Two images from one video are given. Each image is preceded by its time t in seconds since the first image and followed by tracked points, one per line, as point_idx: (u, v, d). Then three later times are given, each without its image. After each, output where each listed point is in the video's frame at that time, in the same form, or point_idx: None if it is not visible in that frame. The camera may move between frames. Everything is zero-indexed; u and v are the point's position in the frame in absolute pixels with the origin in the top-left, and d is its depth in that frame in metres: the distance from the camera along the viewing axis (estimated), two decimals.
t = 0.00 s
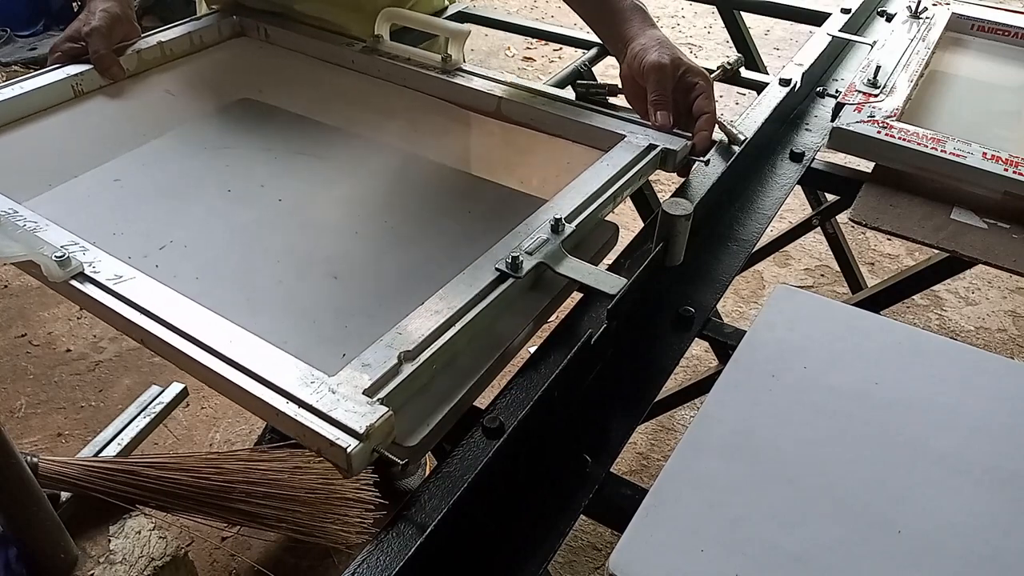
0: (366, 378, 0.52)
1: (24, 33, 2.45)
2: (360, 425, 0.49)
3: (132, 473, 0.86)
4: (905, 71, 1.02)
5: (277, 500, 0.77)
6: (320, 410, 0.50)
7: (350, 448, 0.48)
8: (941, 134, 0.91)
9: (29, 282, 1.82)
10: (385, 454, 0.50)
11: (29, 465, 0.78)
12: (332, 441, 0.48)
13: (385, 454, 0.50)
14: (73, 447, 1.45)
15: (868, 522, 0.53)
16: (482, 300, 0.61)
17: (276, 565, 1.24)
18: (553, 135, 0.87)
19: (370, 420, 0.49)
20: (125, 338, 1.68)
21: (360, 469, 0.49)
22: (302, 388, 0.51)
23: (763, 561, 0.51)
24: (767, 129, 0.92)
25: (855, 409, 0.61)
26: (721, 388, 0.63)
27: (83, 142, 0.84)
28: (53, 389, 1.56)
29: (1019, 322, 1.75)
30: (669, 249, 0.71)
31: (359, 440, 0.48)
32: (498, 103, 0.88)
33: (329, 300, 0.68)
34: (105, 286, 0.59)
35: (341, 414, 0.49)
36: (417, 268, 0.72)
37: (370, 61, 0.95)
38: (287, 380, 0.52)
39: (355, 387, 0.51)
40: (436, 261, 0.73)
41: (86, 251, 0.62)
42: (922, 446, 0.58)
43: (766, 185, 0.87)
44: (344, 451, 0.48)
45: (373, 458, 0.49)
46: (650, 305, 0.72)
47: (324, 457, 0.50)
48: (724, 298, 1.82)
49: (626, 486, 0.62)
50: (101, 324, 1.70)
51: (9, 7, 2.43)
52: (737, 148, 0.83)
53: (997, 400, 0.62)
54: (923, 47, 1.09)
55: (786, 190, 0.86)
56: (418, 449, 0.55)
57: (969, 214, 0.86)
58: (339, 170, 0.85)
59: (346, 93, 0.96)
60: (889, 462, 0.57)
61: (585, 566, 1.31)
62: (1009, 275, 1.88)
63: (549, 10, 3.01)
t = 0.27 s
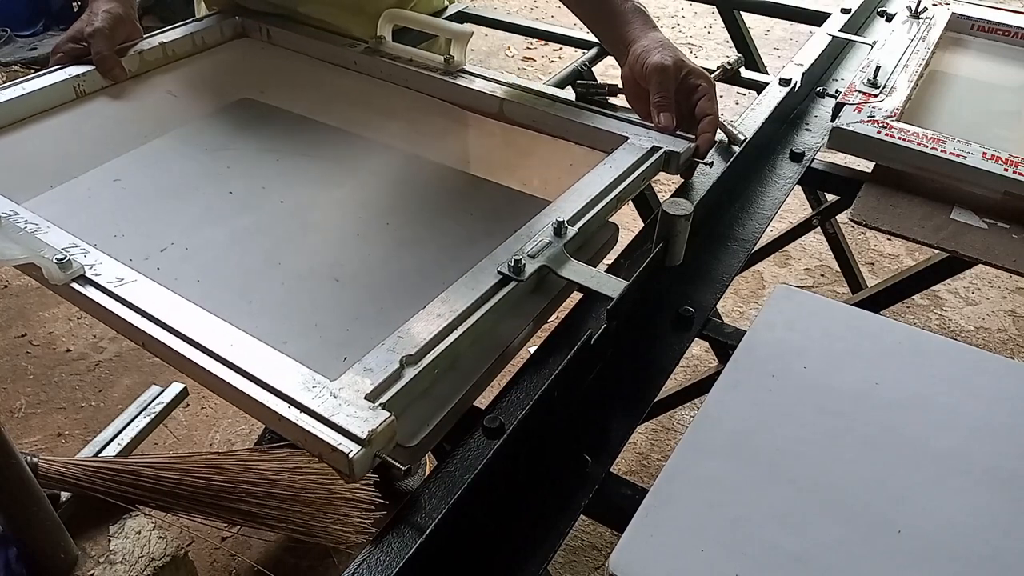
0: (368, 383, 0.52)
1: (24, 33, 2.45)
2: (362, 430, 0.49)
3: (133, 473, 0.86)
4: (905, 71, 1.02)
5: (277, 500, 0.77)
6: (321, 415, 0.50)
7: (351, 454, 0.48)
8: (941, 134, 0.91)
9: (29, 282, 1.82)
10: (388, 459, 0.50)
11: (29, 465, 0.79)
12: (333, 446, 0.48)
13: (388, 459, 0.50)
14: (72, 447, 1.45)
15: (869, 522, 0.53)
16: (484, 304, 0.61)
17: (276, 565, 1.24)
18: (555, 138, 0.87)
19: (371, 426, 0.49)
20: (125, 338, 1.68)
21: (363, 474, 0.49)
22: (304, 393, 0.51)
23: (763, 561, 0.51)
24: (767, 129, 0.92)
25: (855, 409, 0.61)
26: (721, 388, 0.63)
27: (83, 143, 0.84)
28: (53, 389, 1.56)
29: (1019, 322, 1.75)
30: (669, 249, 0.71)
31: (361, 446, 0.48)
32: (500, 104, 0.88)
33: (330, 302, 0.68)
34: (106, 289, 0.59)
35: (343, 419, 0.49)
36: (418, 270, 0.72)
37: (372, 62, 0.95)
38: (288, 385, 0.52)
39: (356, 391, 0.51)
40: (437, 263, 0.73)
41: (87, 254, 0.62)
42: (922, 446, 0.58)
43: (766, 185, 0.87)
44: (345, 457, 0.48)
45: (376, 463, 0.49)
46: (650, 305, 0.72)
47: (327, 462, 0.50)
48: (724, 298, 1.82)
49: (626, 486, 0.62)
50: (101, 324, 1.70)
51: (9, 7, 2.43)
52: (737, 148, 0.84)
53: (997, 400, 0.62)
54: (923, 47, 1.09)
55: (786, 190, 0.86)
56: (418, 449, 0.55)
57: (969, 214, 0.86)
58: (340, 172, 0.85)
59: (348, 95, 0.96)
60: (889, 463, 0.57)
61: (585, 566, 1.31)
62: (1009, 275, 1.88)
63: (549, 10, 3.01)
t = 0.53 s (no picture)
0: (369, 384, 0.52)
1: (24, 33, 2.45)
2: (364, 430, 0.49)
3: (133, 473, 0.86)
4: (905, 72, 1.02)
5: (277, 500, 0.77)
6: (323, 416, 0.50)
7: (353, 454, 0.48)
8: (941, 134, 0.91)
9: (29, 282, 1.83)
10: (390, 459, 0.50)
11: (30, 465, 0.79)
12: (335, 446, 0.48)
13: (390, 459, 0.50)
14: (72, 447, 1.45)
15: (868, 521, 0.53)
16: (486, 303, 0.61)
17: (276, 566, 1.24)
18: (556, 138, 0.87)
19: (373, 426, 0.49)
20: (125, 338, 1.68)
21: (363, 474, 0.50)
22: (307, 394, 0.51)
23: (763, 561, 0.51)
24: (767, 129, 0.92)
25: (855, 409, 0.61)
26: (721, 389, 0.63)
27: (84, 144, 0.84)
28: (53, 389, 1.56)
29: (1019, 322, 1.75)
30: (669, 249, 0.71)
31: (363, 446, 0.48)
32: (502, 105, 0.88)
33: (331, 302, 0.68)
34: (107, 289, 0.59)
35: (345, 420, 0.49)
36: (419, 270, 0.72)
37: (372, 63, 0.95)
38: (290, 386, 0.52)
39: (359, 391, 0.52)
40: (439, 263, 0.73)
41: (89, 254, 0.62)
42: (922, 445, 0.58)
43: (766, 185, 0.87)
44: (347, 457, 0.48)
45: (377, 462, 0.50)
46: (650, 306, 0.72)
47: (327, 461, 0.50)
48: (724, 297, 1.82)
49: (626, 486, 0.62)
50: (101, 324, 1.70)
51: (9, 7, 2.43)
52: (737, 148, 0.84)
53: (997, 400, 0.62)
54: (923, 47, 1.09)
55: (786, 190, 0.86)
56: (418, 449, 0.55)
57: (969, 214, 0.86)
58: (342, 173, 0.85)
59: (349, 96, 0.96)
60: (890, 463, 0.57)
61: (585, 566, 1.31)
62: (1009, 275, 1.88)
63: (549, 11, 3.01)
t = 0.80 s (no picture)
0: (363, 368, 0.51)
1: (25, 33, 2.45)
2: (356, 412, 0.48)
3: (133, 473, 0.86)
4: (905, 72, 1.02)
5: (277, 500, 0.77)
6: (319, 401, 0.48)
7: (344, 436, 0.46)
8: (941, 134, 0.91)
9: (29, 282, 1.83)
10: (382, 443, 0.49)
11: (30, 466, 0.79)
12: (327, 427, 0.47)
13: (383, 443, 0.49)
14: (72, 447, 1.45)
15: (868, 521, 0.53)
16: (483, 291, 0.59)
17: (276, 565, 1.24)
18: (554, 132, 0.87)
19: (365, 409, 0.47)
20: (125, 338, 1.68)
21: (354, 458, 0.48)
22: (304, 379, 0.50)
23: (764, 561, 0.51)
24: (767, 129, 0.92)
25: (855, 409, 0.61)
26: (722, 389, 0.62)
27: (83, 142, 0.84)
28: (53, 389, 1.56)
29: (1019, 322, 1.75)
30: (668, 249, 0.72)
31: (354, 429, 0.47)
32: (501, 100, 0.88)
33: (331, 300, 0.68)
34: (103, 279, 0.59)
35: (339, 402, 0.48)
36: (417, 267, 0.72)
37: (372, 61, 0.95)
38: (287, 372, 0.51)
39: (352, 376, 0.50)
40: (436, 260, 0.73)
41: (86, 246, 0.62)
42: (923, 445, 0.58)
43: (766, 185, 0.87)
44: (337, 438, 0.47)
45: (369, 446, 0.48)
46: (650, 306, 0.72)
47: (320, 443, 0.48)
48: (724, 297, 1.82)
49: (626, 486, 0.62)
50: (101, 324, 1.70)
51: (10, 7, 2.43)
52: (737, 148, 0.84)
53: (997, 400, 0.62)
54: (923, 46, 1.09)
55: (786, 190, 0.86)
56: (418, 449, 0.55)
57: (969, 214, 0.86)
58: (342, 169, 0.85)
59: (350, 92, 0.97)
60: (890, 464, 0.57)
61: (585, 566, 1.31)
62: (1009, 275, 1.88)
63: (549, 10, 3.01)
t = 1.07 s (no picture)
0: (376, 350, 0.47)
1: (25, 33, 2.45)
2: (364, 397, 0.43)
3: (132, 473, 0.86)
4: (905, 71, 1.02)
5: (277, 500, 0.77)
6: (320, 383, 0.45)
7: (353, 425, 0.42)
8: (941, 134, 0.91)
9: (29, 282, 1.83)
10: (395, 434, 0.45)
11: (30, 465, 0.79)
12: (330, 415, 0.43)
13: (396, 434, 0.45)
14: (72, 447, 1.45)
15: (868, 521, 0.53)
16: (500, 270, 0.56)
17: (276, 565, 1.24)
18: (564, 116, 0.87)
19: (376, 395, 0.43)
20: (125, 338, 1.68)
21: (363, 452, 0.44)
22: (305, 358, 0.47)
23: (764, 562, 0.51)
24: (768, 129, 0.92)
25: (855, 409, 0.61)
26: (722, 389, 0.62)
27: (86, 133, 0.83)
28: (53, 389, 1.56)
29: (1019, 322, 1.75)
30: (668, 250, 0.72)
31: (363, 416, 0.43)
32: (515, 89, 0.90)
33: (342, 275, 0.66)
34: (96, 262, 0.56)
35: (345, 386, 0.44)
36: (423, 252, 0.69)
37: (384, 54, 0.98)
38: (287, 347, 0.48)
39: (359, 358, 0.46)
40: (441, 244, 0.70)
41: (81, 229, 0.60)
42: (922, 445, 0.58)
43: (766, 185, 0.87)
44: (345, 427, 0.42)
45: (379, 437, 0.43)
46: (651, 307, 0.72)
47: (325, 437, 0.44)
48: (724, 297, 1.82)
49: (626, 486, 0.62)
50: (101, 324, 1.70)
51: (10, 7, 2.43)
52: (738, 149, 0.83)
53: (997, 400, 0.62)
54: (923, 46, 1.09)
55: (786, 190, 0.86)
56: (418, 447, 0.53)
57: (969, 214, 0.86)
58: (346, 151, 0.84)
59: (354, 81, 0.97)
60: (888, 465, 0.57)
61: (585, 566, 1.31)
62: (1009, 275, 1.88)
63: (549, 10, 3.01)
